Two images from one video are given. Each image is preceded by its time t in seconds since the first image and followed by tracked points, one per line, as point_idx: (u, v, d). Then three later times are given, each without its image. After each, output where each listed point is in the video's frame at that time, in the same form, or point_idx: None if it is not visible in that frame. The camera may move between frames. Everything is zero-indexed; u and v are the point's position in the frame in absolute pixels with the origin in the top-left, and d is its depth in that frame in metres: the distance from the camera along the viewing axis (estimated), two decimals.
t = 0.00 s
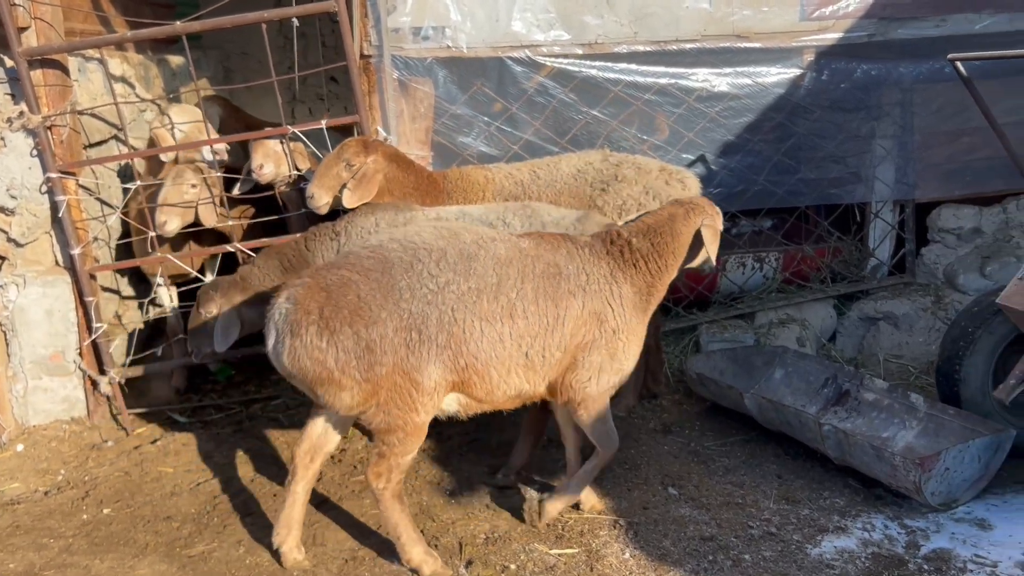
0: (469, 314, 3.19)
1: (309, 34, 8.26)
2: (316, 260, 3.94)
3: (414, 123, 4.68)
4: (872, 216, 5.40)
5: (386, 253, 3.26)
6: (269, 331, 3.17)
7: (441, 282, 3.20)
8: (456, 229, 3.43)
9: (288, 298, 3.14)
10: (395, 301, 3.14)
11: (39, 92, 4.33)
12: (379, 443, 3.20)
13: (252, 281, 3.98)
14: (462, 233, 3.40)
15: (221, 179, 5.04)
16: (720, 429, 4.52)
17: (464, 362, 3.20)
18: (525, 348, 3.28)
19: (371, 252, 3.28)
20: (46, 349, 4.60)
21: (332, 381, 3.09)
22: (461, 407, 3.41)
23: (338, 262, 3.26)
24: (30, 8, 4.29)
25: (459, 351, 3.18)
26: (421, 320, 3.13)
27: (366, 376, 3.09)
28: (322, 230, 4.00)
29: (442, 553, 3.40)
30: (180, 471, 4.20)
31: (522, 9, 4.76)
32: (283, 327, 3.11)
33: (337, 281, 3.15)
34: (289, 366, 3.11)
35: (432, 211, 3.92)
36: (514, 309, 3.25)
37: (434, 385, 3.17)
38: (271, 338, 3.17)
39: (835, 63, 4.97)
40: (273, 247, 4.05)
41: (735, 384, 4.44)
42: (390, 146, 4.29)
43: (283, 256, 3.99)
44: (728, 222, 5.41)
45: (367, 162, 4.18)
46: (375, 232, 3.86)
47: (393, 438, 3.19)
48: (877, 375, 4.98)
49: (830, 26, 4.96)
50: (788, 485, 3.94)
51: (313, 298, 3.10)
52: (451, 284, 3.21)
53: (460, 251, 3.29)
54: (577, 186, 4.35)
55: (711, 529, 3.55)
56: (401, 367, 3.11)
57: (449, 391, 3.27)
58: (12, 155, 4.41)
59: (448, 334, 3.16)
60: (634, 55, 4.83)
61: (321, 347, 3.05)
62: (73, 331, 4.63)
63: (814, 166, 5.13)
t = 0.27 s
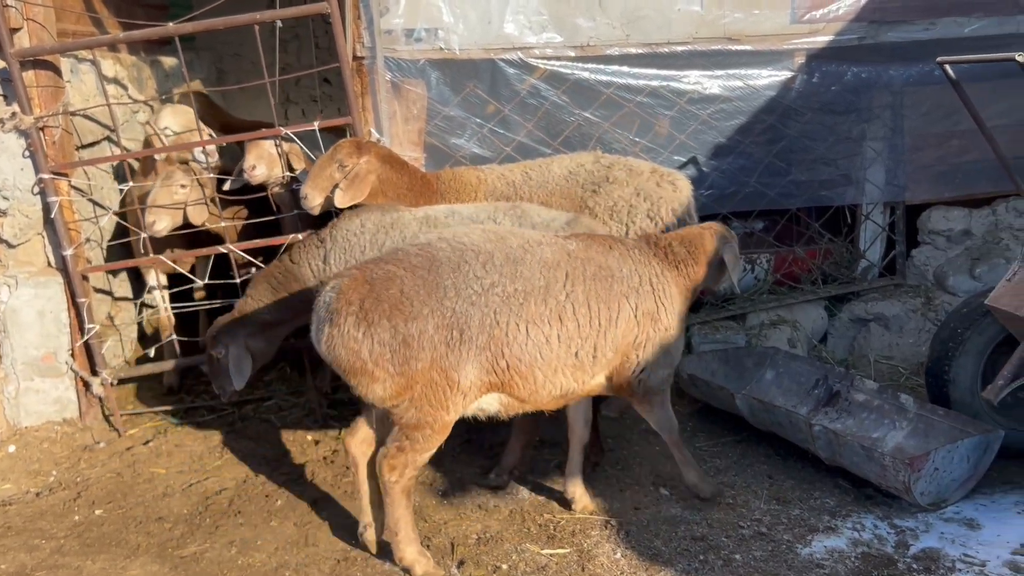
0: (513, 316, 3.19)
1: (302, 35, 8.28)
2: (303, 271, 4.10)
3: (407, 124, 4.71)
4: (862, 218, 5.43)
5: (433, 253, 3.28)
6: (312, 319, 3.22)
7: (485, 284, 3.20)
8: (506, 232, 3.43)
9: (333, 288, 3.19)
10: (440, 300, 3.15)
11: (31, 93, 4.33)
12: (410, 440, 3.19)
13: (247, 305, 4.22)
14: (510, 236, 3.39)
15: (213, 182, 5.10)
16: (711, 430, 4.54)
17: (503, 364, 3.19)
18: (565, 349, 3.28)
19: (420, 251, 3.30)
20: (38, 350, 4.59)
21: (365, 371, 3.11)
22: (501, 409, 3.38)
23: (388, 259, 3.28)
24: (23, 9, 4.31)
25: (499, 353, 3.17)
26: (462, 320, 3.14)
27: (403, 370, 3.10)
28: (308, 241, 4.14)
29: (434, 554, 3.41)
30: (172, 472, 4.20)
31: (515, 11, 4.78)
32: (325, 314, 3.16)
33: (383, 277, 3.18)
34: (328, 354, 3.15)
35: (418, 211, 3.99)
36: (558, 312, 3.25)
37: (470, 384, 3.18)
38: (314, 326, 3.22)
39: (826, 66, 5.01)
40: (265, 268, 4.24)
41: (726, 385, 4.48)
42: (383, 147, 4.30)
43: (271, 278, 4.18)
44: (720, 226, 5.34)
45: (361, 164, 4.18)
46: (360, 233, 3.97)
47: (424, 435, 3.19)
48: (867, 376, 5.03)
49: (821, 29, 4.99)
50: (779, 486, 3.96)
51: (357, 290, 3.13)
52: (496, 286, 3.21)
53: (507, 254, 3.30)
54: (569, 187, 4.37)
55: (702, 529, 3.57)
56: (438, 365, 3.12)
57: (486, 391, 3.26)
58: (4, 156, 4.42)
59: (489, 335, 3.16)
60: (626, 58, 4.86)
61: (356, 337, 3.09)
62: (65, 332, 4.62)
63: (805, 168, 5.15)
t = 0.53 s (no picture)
0: (568, 317, 3.22)
1: (297, 38, 8.31)
2: (293, 284, 4.25)
3: (401, 126, 4.73)
4: (854, 220, 5.46)
5: (490, 252, 3.32)
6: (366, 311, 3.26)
7: (538, 285, 3.23)
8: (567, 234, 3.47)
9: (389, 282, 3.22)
10: (496, 300, 3.18)
11: (24, 95, 4.34)
12: (450, 437, 3.21)
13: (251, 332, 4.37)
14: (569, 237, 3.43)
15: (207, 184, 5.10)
16: (704, 431, 4.55)
17: (555, 363, 3.21)
18: (618, 349, 3.31)
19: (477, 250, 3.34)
20: (31, 352, 4.59)
21: (413, 363, 3.13)
22: (561, 409, 3.38)
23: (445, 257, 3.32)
24: (17, 11, 4.32)
25: (551, 353, 3.20)
26: (514, 321, 3.16)
27: (454, 366, 3.12)
28: (297, 254, 4.28)
29: (427, 554, 3.42)
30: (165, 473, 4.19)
31: (508, 14, 4.80)
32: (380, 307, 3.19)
33: (440, 275, 3.21)
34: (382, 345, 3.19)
35: (404, 213, 4.07)
36: (615, 311, 3.29)
37: (518, 383, 3.19)
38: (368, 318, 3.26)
39: (817, 69, 5.05)
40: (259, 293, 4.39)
41: (718, 386, 4.50)
42: (373, 152, 4.39)
43: (264, 303, 4.35)
44: (713, 226, 5.40)
45: (347, 171, 4.29)
46: (346, 236, 4.11)
47: (466, 433, 3.21)
48: (859, 377, 5.04)
49: (812, 32, 5.02)
50: (771, 486, 3.98)
51: (413, 286, 3.17)
52: (550, 287, 3.23)
53: (563, 256, 3.32)
54: (563, 189, 4.39)
55: (694, 528, 3.59)
56: (489, 363, 3.14)
57: (541, 391, 3.27)
58: None
59: (543, 336, 3.18)
60: (619, 60, 4.88)
61: (408, 328, 3.13)
62: (59, 334, 4.62)
63: (797, 170, 5.18)
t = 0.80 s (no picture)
0: (630, 325, 3.34)
1: (291, 41, 8.33)
2: (284, 296, 4.30)
3: (395, 130, 4.75)
4: (847, 224, 5.48)
5: (560, 260, 3.38)
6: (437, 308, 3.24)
7: (607, 299, 3.32)
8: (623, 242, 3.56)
9: (466, 283, 3.21)
10: (571, 312, 3.27)
11: (18, 99, 4.34)
12: (501, 433, 3.28)
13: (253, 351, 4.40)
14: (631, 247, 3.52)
15: (201, 188, 5.11)
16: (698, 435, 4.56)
17: (615, 372, 3.35)
18: (669, 359, 3.47)
19: (546, 256, 3.39)
20: (25, 356, 4.58)
21: (482, 365, 3.18)
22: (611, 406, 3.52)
23: (515, 261, 3.34)
24: (11, 15, 4.33)
25: (614, 365, 3.34)
26: (582, 333, 3.26)
27: (523, 372, 3.19)
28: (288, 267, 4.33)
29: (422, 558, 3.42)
30: (160, 477, 4.19)
31: (502, 19, 4.81)
32: (456, 307, 3.18)
33: (517, 281, 3.25)
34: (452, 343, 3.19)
35: (391, 219, 4.10)
36: (672, 316, 3.43)
37: (577, 390, 3.31)
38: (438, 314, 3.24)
39: (810, 74, 5.08)
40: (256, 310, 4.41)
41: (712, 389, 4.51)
42: (362, 159, 4.40)
43: (259, 320, 4.39)
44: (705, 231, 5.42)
45: (334, 177, 4.30)
46: (334, 243, 4.14)
47: (517, 430, 3.29)
48: (851, 380, 5.06)
49: (805, 38, 5.05)
50: (764, 489, 3.99)
51: (490, 290, 3.19)
52: (616, 300, 3.33)
53: (628, 268, 3.41)
54: (557, 193, 4.41)
55: (688, 531, 3.60)
56: (553, 370, 3.24)
57: (600, 394, 3.40)
58: None
59: (608, 347, 3.31)
60: (613, 65, 4.91)
61: (483, 333, 3.16)
62: (53, 338, 4.61)
63: (790, 174, 5.20)
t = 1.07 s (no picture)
0: (685, 302, 3.46)
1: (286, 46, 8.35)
2: (279, 305, 4.35)
3: (391, 134, 4.78)
4: (840, 228, 5.51)
5: (606, 251, 3.43)
6: (513, 321, 3.18)
7: (664, 280, 3.42)
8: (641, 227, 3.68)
9: (536, 291, 3.18)
10: (642, 295, 3.33)
11: (14, 103, 4.35)
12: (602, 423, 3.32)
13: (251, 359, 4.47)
14: (651, 230, 3.65)
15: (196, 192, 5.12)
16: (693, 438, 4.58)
17: (683, 344, 3.48)
18: (716, 325, 3.65)
19: (590, 251, 3.42)
20: (20, 360, 4.58)
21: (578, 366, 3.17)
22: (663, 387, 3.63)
23: (568, 262, 3.35)
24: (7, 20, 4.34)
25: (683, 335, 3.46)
26: (655, 311, 3.35)
27: (616, 362, 3.25)
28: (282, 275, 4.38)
29: (418, 561, 3.43)
30: (156, 481, 4.19)
31: (498, 24, 4.83)
32: (536, 316, 3.13)
33: (584, 279, 3.26)
34: (542, 355, 3.14)
35: (384, 225, 4.12)
36: (707, 292, 3.59)
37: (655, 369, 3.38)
38: (515, 328, 3.18)
39: (803, 79, 5.11)
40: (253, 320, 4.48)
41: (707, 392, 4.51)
42: (356, 164, 4.42)
43: (259, 327, 4.44)
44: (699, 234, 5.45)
45: (326, 181, 4.33)
46: (326, 250, 4.17)
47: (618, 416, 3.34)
48: (845, 384, 5.08)
49: (798, 43, 5.08)
50: (759, 492, 4.01)
51: (563, 293, 3.18)
52: (670, 281, 3.44)
53: (666, 250, 3.53)
54: (552, 198, 4.43)
55: (683, 534, 3.62)
56: (635, 355, 3.30)
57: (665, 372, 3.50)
58: None
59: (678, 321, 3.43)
60: (608, 70, 4.93)
61: (576, 338, 3.15)
62: (48, 342, 4.61)
63: (784, 178, 5.23)
